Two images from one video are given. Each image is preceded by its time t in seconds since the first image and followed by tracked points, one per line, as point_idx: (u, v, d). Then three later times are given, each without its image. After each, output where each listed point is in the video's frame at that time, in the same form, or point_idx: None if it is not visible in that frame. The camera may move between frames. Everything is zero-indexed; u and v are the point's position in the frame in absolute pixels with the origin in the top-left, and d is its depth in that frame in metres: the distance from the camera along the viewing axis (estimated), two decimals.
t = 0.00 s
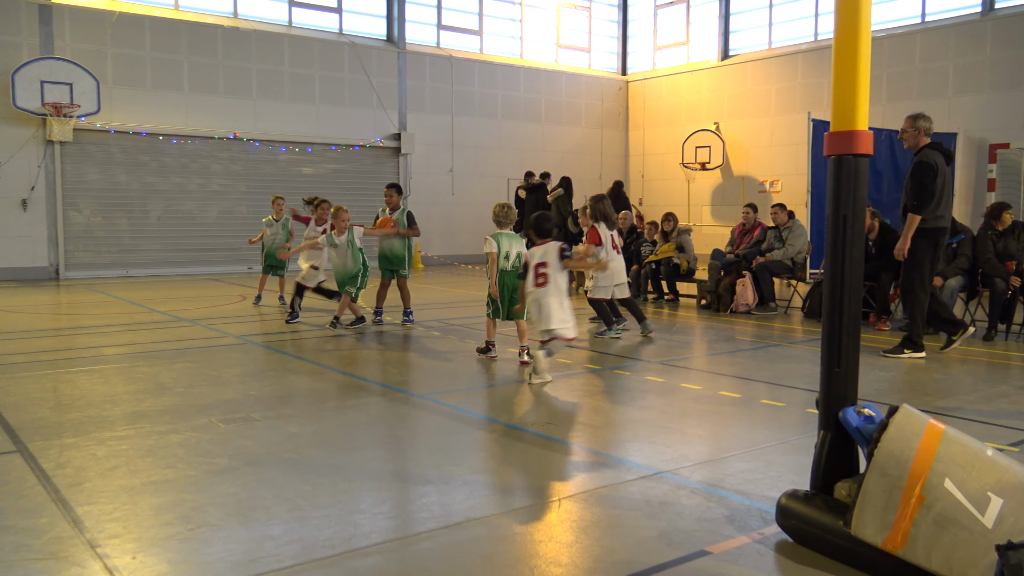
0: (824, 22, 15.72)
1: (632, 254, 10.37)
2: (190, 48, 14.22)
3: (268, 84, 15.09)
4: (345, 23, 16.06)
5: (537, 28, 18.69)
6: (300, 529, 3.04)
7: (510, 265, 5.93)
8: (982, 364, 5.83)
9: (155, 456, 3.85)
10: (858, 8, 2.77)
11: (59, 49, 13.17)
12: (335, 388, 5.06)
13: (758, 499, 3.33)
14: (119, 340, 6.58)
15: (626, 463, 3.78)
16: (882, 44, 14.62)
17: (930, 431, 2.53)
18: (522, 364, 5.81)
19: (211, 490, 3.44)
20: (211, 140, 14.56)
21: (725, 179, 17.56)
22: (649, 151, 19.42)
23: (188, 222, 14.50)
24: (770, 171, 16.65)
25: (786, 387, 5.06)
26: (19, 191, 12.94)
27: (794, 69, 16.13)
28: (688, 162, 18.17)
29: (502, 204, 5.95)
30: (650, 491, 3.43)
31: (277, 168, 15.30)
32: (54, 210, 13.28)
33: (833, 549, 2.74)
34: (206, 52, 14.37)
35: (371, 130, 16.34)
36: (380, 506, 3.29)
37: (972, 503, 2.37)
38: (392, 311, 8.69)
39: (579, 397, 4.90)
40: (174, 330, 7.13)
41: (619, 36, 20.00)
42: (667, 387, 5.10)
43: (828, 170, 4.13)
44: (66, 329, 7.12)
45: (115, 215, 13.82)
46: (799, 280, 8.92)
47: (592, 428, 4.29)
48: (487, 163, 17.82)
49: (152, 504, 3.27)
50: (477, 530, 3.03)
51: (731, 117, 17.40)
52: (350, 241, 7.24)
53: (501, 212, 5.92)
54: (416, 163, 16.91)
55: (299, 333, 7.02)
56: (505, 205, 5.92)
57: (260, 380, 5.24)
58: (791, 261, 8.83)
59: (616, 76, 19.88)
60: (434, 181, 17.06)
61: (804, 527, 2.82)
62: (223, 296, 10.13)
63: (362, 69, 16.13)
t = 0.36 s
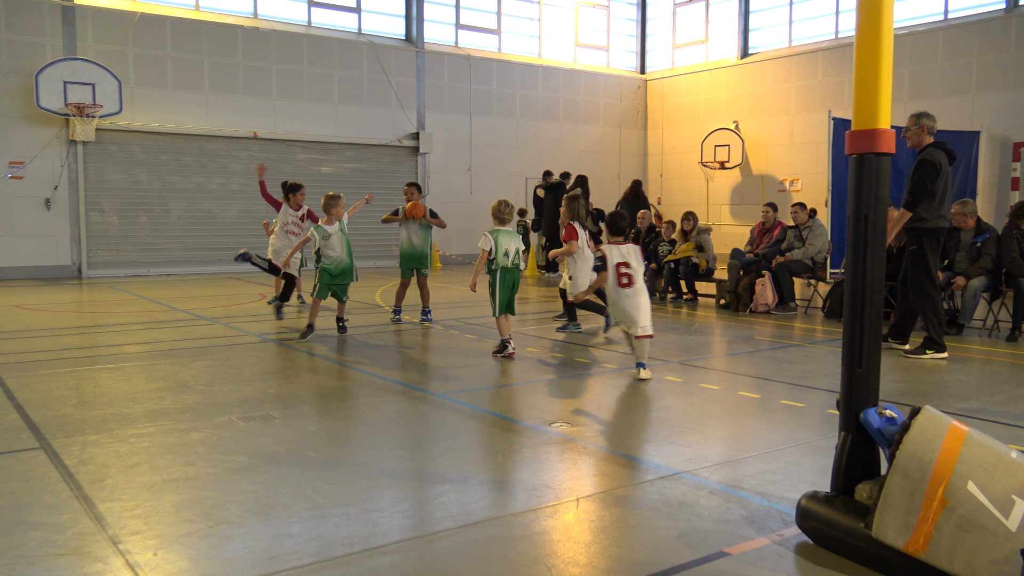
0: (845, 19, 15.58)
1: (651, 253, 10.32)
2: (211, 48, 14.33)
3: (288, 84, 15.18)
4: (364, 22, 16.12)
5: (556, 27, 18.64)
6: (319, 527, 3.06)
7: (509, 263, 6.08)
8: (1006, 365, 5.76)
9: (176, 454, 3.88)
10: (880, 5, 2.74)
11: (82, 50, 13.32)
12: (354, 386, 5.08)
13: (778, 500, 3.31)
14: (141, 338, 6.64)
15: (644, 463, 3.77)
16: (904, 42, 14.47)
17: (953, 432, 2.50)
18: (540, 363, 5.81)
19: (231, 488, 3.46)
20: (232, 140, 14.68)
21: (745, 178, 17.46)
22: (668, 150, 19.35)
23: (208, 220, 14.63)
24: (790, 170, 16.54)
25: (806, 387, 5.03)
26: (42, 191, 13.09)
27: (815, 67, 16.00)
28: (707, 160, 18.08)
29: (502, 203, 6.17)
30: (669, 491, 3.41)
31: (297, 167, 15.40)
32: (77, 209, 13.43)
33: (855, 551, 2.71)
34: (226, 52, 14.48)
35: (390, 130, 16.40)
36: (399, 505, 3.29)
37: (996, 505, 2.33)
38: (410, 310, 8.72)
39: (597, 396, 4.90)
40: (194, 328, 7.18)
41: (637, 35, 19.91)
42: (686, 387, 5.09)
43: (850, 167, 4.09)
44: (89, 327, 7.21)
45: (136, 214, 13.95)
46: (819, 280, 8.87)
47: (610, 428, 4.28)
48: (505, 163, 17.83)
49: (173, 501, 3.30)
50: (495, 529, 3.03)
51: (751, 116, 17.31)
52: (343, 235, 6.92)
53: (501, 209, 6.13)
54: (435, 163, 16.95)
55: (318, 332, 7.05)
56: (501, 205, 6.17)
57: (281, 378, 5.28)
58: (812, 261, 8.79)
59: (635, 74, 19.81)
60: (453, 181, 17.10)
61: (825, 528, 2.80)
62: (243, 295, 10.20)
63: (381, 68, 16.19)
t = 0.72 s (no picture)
0: (873, 19, 15.42)
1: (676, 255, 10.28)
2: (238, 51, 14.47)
3: (313, 86, 15.29)
4: (389, 24, 16.20)
5: (580, 28, 18.61)
6: (343, 527, 3.07)
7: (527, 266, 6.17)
8: None
9: (202, 453, 3.92)
10: (911, 6, 2.71)
11: (111, 53, 13.51)
12: (378, 388, 5.10)
13: (804, 505, 3.27)
14: (169, 338, 6.72)
15: (667, 466, 3.75)
16: (933, 41, 14.29)
17: (984, 438, 2.46)
18: (563, 366, 5.81)
19: (256, 487, 3.49)
20: (258, 141, 14.81)
21: (770, 180, 17.31)
22: (692, 152, 19.24)
23: (233, 221, 14.75)
24: (816, 171, 16.39)
25: (833, 391, 4.97)
26: (72, 192, 13.29)
27: (842, 68, 15.86)
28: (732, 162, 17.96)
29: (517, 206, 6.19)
30: (693, 495, 3.39)
31: (321, 168, 15.50)
32: (105, 210, 13.61)
33: (882, 558, 2.67)
34: (253, 55, 14.62)
35: (414, 131, 16.46)
36: (423, 505, 3.30)
37: None
38: (433, 311, 8.74)
39: (621, 398, 4.88)
40: (220, 329, 7.25)
41: (662, 35, 19.83)
42: (710, 390, 5.05)
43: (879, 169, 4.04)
44: (117, 327, 7.29)
45: (162, 215, 14.10)
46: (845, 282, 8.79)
47: (633, 431, 4.26)
48: (529, 164, 17.84)
49: (199, 500, 3.33)
50: (518, 531, 3.02)
51: (776, 117, 17.17)
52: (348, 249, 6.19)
53: (517, 212, 6.16)
54: (458, 164, 16.99)
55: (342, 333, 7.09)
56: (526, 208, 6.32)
57: (306, 379, 5.31)
58: (838, 263, 8.73)
59: (659, 75, 19.73)
60: (477, 182, 17.13)
61: (851, 534, 2.76)
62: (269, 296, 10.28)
63: (405, 70, 16.26)
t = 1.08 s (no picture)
0: (897, 21, 15.28)
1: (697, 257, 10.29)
2: (261, 53, 14.59)
3: (335, 88, 15.38)
4: (411, 26, 16.26)
5: (602, 30, 18.57)
6: (362, 527, 3.08)
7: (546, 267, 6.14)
8: None
9: (224, 452, 3.95)
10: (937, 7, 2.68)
11: (136, 55, 13.67)
12: (399, 388, 5.12)
13: (826, 510, 3.24)
14: (192, 337, 6.78)
15: (687, 469, 3.73)
16: (958, 43, 14.13)
17: (1011, 444, 2.42)
18: (583, 368, 5.80)
19: (276, 486, 3.51)
20: (280, 142, 14.92)
21: (792, 182, 17.19)
22: (713, 154, 19.16)
23: (254, 222, 14.86)
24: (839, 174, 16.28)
25: (855, 395, 4.92)
26: (97, 192, 13.45)
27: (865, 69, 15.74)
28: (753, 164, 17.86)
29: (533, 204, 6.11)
30: (713, 498, 3.37)
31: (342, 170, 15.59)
32: (129, 210, 13.76)
33: (905, 564, 2.64)
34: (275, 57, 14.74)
35: (434, 132, 16.51)
36: (442, 506, 3.30)
37: None
38: (454, 312, 8.76)
39: (641, 401, 4.87)
40: (241, 328, 7.31)
41: (683, 37, 19.75)
42: (731, 393, 5.02)
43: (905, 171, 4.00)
44: (142, 326, 7.37)
45: (185, 215, 14.24)
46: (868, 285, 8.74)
47: (653, 433, 4.24)
48: (550, 165, 17.85)
49: (220, 498, 3.35)
50: (536, 533, 3.02)
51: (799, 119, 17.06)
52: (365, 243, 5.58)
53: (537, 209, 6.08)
54: (479, 165, 17.03)
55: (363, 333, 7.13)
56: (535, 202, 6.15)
57: (327, 379, 5.33)
58: (861, 266, 8.65)
59: (681, 77, 19.65)
60: (497, 184, 17.17)
61: (874, 540, 2.73)
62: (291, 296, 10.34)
63: (427, 72, 16.32)
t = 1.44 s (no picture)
0: (916, 22, 15.18)
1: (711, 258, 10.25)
2: (277, 52, 14.67)
3: (350, 87, 15.44)
4: (426, 26, 16.29)
5: (617, 30, 18.53)
6: (374, 526, 3.09)
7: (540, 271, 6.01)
8: None
9: (237, 449, 3.97)
10: (956, 8, 2.66)
11: (153, 54, 13.76)
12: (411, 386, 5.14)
13: (839, 514, 3.22)
14: (207, 335, 6.81)
15: (699, 471, 3.72)
16: (977, 44, 14.02)
17: None
18: (595, 368, 5.80)
19: (289, 484, 3.52)
20: (295, 141, 14.99)
21: (808, 184, 17.10)
22: (729, 155, 19.09)
23: (270, 220, 14.93)
24: (855, 176, 16.19)
25: (870, 398, 4.90)
26: (113, 190, 13.55)
27: (882, 71, 15.65)
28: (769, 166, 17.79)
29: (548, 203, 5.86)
30: (726, 501, 3.36)
31: (357, 169, 15.64)
32: (145, 208, 13.85)
33: (921, 569, 2.61)
34: (291, 56, 14.80)
35: (449, 132, 16.55)
36: (454, 505, 3.31)
37: None
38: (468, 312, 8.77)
39: (654, 402, 4.86)
40: (257, 326, 7.35)
41: (699, 38, 19.68)
42: (745, 395, 5.01)
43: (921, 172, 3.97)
44: (158, 323, 7.42)
45: (200, 214, 14.32)
46: (884, 288, 8.74)
47: (666, 434, 4.23)
48: (564, 165, 17.85)
49: (233, 496, 3.37)
50: (547, 534, 3.01)
51: (815, 120, 16.98)
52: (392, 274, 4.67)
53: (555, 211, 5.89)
54: (493, 165, 17.04)
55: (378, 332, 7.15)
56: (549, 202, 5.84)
57: (340, 377, 5.36)
58: (877, 268, 8.68)
59: (696, 78, 19.59)
60: (511, 184, 17.20)
61: (888, 544, 2.70)
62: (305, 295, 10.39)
63: (442, 72, 16.35)
